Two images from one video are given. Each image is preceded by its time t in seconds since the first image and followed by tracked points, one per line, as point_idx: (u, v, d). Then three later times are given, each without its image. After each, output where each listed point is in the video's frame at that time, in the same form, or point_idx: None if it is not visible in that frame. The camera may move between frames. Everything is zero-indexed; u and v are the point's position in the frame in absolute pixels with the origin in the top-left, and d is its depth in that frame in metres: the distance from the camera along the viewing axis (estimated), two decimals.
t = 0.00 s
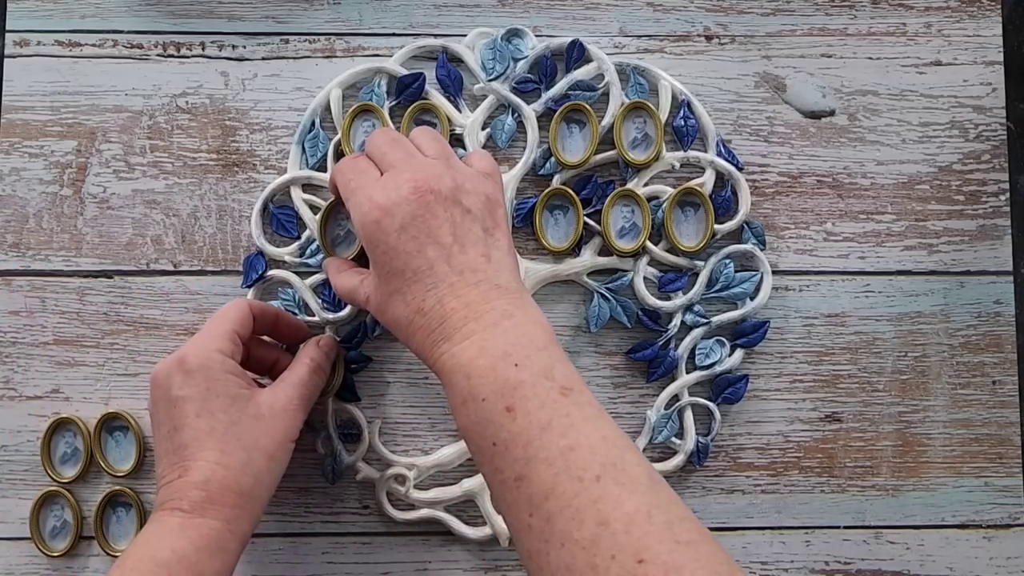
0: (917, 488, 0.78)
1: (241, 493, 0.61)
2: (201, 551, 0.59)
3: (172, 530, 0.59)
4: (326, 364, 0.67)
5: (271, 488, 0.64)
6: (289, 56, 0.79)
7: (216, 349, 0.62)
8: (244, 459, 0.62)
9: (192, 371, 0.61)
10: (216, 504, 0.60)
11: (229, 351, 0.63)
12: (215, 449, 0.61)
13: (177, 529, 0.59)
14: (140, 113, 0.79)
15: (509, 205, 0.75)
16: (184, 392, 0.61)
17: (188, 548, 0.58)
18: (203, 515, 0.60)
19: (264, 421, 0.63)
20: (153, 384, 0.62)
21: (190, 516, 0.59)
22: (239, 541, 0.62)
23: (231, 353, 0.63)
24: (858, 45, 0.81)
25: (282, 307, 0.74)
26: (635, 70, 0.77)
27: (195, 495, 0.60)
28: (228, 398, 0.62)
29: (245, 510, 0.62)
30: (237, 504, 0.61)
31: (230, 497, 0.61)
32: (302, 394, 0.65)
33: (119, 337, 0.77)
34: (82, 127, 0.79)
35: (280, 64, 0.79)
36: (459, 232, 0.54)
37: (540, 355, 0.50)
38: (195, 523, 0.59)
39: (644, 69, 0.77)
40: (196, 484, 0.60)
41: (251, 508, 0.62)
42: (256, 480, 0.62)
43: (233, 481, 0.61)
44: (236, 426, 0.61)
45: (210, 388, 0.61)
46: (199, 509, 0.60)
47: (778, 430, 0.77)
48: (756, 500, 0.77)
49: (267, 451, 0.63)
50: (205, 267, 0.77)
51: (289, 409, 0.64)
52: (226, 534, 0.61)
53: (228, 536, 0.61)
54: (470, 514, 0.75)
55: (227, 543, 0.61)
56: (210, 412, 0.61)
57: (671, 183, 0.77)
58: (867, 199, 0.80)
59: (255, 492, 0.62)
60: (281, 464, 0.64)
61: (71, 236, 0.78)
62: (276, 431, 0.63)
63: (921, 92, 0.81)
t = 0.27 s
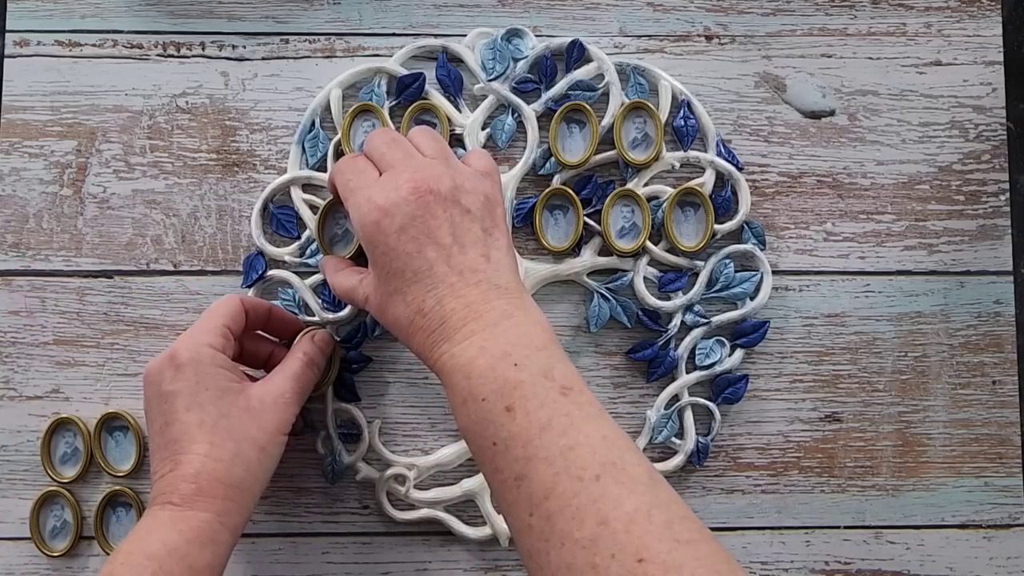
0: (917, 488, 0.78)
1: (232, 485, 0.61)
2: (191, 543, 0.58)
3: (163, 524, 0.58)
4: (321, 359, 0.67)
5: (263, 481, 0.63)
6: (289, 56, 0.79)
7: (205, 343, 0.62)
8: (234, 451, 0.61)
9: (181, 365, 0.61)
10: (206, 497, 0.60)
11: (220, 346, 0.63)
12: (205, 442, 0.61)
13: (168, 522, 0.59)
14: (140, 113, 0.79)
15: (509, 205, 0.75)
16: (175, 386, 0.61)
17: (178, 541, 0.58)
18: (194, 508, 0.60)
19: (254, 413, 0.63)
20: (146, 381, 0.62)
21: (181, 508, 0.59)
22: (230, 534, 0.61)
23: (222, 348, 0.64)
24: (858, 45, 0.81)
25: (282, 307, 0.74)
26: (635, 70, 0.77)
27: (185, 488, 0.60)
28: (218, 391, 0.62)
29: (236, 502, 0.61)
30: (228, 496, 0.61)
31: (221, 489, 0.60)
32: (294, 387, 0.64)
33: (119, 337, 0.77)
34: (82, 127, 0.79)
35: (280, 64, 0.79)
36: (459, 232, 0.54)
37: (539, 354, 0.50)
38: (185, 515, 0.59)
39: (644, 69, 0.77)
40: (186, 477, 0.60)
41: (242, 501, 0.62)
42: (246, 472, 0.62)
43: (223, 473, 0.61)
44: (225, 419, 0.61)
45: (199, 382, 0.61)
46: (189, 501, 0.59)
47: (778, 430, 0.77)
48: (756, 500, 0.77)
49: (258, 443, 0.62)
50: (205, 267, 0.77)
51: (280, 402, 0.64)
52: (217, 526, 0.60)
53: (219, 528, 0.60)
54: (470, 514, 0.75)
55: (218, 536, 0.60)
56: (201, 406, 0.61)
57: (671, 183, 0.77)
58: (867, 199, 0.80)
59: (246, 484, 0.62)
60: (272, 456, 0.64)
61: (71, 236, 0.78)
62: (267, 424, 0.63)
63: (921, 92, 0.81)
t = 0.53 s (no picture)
0: (917, 488, 0.78)
1: (222, 487, 0.61)
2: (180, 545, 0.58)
3: (153, 527, 0.58)
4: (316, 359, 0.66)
5: (255, 483, 0.63)
6: (289, 56, 0.79)
7: (193, 347, 0.62)
8: (223, 453, 0.61)
9: (170, 370, 0.62)
10: (195, 499, 0.59)
11: (209, 349, 0.63)
12: (194, 445, 0.60)
13: (157, 525, 0.58)
14: (140, 113, 0.79)
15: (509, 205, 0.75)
16: (164, 391, 0.61)
17: (167, 543, 0.58)
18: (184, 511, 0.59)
19: (244, 415, 0.62)
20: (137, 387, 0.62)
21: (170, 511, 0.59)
22: (221, 537, 0.61)
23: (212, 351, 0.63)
24: (858, 45, 0.81)
25: (282, 307, 0.74)
26: (635, 70, 0.77)
27: (174, 491, 0.59)
28: (206, 395, 0.61)
29: (225, 504, 0.61)
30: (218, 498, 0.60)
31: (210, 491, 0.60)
32: (285, 388, 0.64)
33: (119, 337, 0.77)
34: (82, 127, 0.79)
35: (280, 64, 0.79)
36: (494, 238, 0.52)
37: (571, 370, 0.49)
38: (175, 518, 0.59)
39: (644, 69, 0.77)
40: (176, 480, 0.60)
41: (233, 502, 0.61)
42: (235, 473, 0.61)
43: (212, 476, 0.60)
44: (214, 421, 0.61)
45: (188, 386, 0.61)
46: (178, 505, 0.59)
47: (778, 430, 0.77)
48: (756, 500, 0.77)
49: (247, 445, 0.62)
50: (205, 267, 0.77)
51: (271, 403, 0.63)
52: (206, 528, 0.60)
53: (209, 530, 0.60)
54: (470, 514, 0.75)
55: (207, 538, 0.60)
56: (189, 409, 0.61)
57: (671, 183, 0.77)
58: (867, 199, 0.80)
59: (236, 486, 0.61)
60: (263, 458, 0.63)
61: (71, 236, 0.78)
62: (256, 425, 0.62)
63: (921, 92, 0.81)
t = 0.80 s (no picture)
0: (917, 488, 0.78)
1: (223, 492, 0.60)
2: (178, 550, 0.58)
3: (155, 533, 0.59)
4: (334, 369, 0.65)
5: (259, 488, 0.61)
6: (289, 56, 0.79)
7: (198, 357, 0.63)
8: (225, 459, 0.60)
9: (176, 380, 0.62)
10: (194, 504, 0.59)
11: (217, 359, 0.64)
12: (196, 451, 0.60)
13: (159, 531, 0.59)
14: (140, 113, 0.79)
15: (509, 205, 0.75)
16: (171, 401, 0.62)
17: (166, 548, 0.58)
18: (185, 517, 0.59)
19: (246, 420, 0.62)
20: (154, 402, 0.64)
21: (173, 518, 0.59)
22: (222, 542, 0.60)
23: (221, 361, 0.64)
24: (858, 44, 0.81)
25: (282, 307, 0.74)
26: (635, 70, 0.77)
27: (175, 498, 0.60)
28: (211, 402, 0.62)
29: (224, 508, 0.60)
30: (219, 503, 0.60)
31: (210, 496, 0.60)
32: (292, 394, 0.63)
33: (119, 337, 0.77)
34: (82, 127, 0.79)
35: (280, 64, 0.79)
36: (513, 366, 0.57)
37: (606, 495, 0.55)
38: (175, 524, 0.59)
39: (644, 69, 0.77)
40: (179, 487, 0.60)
41: (234, 507, 0.60)
42: (235, 477, 0.60)
43: (212, 481, 0.60)
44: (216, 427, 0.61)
45: (192, 394, 0.62)
46: (180, 512, 0.59)
47: (778, 430, 0.77)
48: (756, 500, 0.77)
49: (249, 449, 0.61)
50: (205, 267, 0.77)
51: (276, 408, 0.62)
52: (204, 532, 0.59)
53: (208, 535, 0.59)
54: (470, 514, 0.75)
55: (206, 543, 0.59)
56: (192, 417, 0.61)
57: (671, 184, 0.77)
58: (867, 199, 0.80)
59: (237, 490, 0.60)
60: (267, 464, 0.62)
61: (71, 236, 0.78)
62: (259, 430, 0.61)
63: (921, 92, 0.81)
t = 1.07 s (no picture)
0: (917, 489, 0.78)
1: (245, 485, 0.60)
2: (201, 543, 0.57)
3: (177, 526, 0.58)
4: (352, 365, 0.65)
5: (281, 482, 0.61)
6: (289, 56, 0.79)
7: (217, 351, 0.63)
8: (247, 453, 0.60)
9: (196, 374, 0.62)
10: (217, 497, 0.59)
11: (236, 354, 0.63)
12: (218, 445, 0.60)
13: (180, 524, 0.58)
14: (140, 113, 0.79)
15: (509, 205, 0.75)
16: (190, 396, 0.62)
17: (189, 541, 0.57)
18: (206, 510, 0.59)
19: (267, 414, 0.62)
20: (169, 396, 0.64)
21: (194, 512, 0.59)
22: (245, 535, 0.59)
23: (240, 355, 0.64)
24: (858, 45, 0.81)
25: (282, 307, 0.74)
26: (635, 70, 0.77)
27: (197, 491, 0.59)
28: (231, 396, 0.61)
29: (247, 501, 0.60)
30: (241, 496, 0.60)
31: (233, 490, 0.59)
32: (313, 389, 0.63)
33: (119, 337, 0.77)
34: (82, 127, 0.79)
35: (280, 64, 0.79)
36: (510, 370, 0.57)
37: (601, 499, 0.54)
38: (197, 517, 0.59)
39: (644, 69, 0.77)
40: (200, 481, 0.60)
41: (256, 500, 0.60)
42: (258, 470, 0.60)
43: (234, 475, 0.60)
44: (238, 420, 0.61)
45: (212, 388, 0.61)
46: (201, 505, 0.59)
47: (778, 430, 0.77)
48: (756, 500, 0.77)
49: (271, 443, 0.61)
50: (205, 267, 0.77)
51: (297, 403, 0.62)
52: (227, 525, 0.59)
53: (231, 528, 0.59)
54: (470, 514, 0.75)
55: (229, 536, 0.59)
56: (214, 411, 0.61)
57: (671, 183, 0.77)
58: (867, 199, 0.80)
59: (259, 483, 0.60)
60: (289, 458, 0.62)
61: (71, 236, 0.78)
62: (281, 424, 0.62)
63: (921, 92, 0.81)
